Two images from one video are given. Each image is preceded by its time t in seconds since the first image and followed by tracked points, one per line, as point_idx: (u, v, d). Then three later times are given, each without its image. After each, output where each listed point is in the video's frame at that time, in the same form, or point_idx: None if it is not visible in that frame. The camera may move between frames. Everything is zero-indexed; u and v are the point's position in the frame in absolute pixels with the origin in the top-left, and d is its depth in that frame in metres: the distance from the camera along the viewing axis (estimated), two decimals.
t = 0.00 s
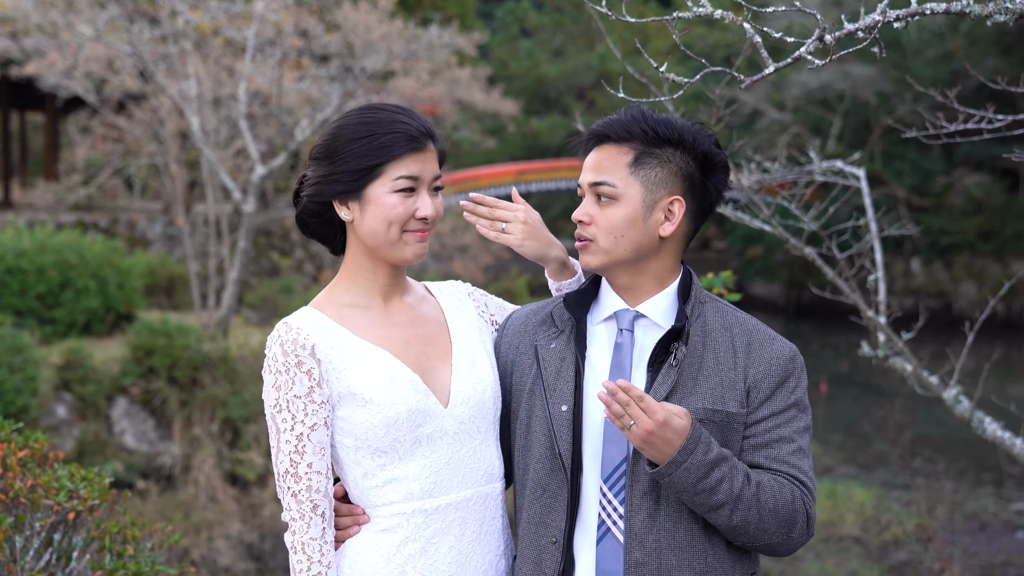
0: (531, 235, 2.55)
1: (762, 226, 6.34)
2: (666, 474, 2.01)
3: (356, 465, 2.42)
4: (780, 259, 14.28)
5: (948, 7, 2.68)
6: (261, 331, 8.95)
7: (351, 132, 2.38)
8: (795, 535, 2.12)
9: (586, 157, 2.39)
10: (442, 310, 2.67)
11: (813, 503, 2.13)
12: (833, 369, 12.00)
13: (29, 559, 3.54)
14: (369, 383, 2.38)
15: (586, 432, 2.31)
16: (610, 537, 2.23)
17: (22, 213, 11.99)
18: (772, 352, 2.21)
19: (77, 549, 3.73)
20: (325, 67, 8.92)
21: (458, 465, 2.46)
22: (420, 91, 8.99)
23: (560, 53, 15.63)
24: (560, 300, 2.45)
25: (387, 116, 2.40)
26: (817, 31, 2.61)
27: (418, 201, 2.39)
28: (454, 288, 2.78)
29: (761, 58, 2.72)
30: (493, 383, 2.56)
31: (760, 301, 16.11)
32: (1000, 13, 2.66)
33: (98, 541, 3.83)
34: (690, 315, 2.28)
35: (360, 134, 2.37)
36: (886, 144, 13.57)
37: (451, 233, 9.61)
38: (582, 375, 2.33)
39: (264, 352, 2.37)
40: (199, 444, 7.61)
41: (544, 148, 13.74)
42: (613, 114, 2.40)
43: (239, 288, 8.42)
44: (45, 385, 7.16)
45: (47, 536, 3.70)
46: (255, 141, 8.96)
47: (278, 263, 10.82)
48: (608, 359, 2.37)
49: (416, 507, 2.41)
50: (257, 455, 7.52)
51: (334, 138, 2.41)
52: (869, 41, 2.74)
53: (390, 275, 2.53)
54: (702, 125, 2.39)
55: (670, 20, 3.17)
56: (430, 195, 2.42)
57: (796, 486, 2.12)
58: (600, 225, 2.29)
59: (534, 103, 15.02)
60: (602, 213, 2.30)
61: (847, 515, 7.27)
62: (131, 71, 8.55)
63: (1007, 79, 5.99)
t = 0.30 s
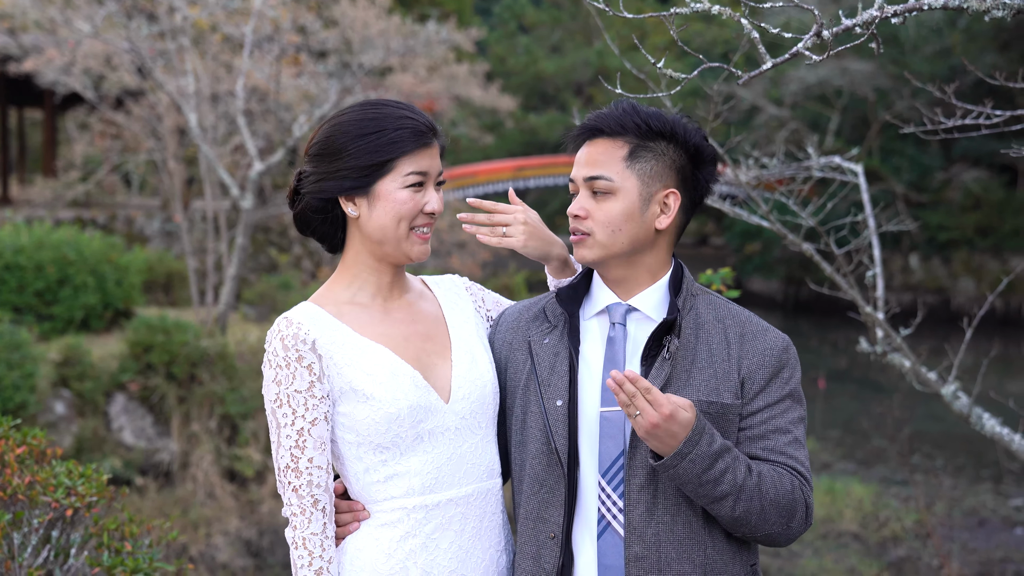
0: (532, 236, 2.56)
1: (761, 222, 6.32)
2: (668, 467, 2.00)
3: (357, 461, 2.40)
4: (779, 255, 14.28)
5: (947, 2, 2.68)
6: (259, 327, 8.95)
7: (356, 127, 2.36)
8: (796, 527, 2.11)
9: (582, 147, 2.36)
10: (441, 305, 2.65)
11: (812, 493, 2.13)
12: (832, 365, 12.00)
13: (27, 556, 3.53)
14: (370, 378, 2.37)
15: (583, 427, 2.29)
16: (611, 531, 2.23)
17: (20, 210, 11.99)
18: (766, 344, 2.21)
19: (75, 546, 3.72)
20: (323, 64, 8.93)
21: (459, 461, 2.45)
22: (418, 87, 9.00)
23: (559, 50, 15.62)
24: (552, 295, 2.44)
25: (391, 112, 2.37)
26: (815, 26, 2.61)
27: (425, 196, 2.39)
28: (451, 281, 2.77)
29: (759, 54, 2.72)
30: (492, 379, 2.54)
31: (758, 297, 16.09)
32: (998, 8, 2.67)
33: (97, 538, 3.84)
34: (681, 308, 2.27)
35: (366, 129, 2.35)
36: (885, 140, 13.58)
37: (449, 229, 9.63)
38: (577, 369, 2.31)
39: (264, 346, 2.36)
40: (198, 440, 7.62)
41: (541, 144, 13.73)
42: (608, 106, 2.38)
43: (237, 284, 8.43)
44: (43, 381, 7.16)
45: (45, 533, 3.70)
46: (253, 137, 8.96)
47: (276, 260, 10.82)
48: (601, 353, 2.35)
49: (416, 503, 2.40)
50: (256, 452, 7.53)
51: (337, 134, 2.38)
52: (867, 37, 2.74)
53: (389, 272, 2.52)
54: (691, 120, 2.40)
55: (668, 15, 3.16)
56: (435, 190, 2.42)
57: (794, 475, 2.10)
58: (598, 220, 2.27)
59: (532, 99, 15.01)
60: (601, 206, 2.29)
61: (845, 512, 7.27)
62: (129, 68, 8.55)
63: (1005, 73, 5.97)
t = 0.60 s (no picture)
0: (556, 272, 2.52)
1: (761, 221, 6.31)
2: (662, 424, 1.95)
3: (360, 458, 2.40)
4: (780, 254, 14.26)
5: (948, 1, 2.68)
6: (259, 325, 8.96)
7: (370, 126, 2.36)
8: (807, 490, 2.03)
9: (592, 146, 2.31)
10: (446, 306, 2.64)
11: (818, 457, 2.06)
12: (833, 364, 11.98)
13: (28, 552, 3.54)
14: (375, 377, 2.38)
15: (584, 426, 2.28)
16: (617, 530, 2.22)
17: (21, 209, 12.02)
18: (761, 329, 2.20)
19: (76, 544, 3.73)
20: (323, 62, 8.93)
21: (461, 461, 2.44)
22: (418, 85, 9.00)
23: (559, 48, 15.62)
24: (547, 296, 2.43)
25: (406, 109, 2.38)
26: (816, 25, 2.60)
27: (439, 195, 2.39)
28: (454, 279, 2.76)
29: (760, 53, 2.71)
30: (495, 381, 2.53)
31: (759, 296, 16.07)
32: (1000, 7, 2.66)
33: (98, 536, 3.85)
34: (678, 301, 2.28)
35: (381, 127, 2.35)
36: (886, 139, 13.55)
37: (449, 228, 9.65)
38: (577, 368, 2.31)
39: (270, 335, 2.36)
40: (198, 439, 7.63)
41: (542, 143, 13.72)
42: (605, 105, 2.33)
43: (237, 283, 8.43)
44: (44, 380, 7.17)
45: (47, 531, 3.70)
46: (253, 136, 8.97)
47: (276, 258, 10.83)
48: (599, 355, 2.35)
49: (419, 502, 2.40)
50: (256, 450, 7.54)
51: (351, 134, 2.37)
52: (869, 36, 2.73)
53: (395, 271, 2.51)
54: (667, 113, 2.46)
55: (668, 14, 3.15)
56: (449, 190, 2.42)
57: (795, 437, 2.05)
58: (631, 222, 2.23)
59: (533, 98, 15.00)
60: (632, 208, 2.24)
61: (846, 511, 7.27)
62: (130, 67, 8.56)
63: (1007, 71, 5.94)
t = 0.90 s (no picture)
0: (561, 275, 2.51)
1: (767, 221, 6.30)
2: (651, 320, 2.03)
3: (373, 462, 2.40)
4: (785, 255, 14.26)
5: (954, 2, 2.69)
6: (265, 326, 8.97)
7: (392, 132, 2.34)
8: (804, 405, 2.00)
9: (623, 159, 2.15)
10: (455, 305, 2.64)
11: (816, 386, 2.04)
12: (838, 364, 11.97)
13: (35, 553, 3.54)
14: (388, 381, 2.37)
15: (595, 426, 2.27)
16: (623, 527, 2.21)
17: (27, 210, 12.04)
18: (757, 306, 2.17)
19: (83, 545, 3.73)
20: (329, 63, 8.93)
21: (473, 463, 2.44)
22: (424, 86, 9.00)
23: (565, 49, 15.61)
24: (557, 294, 2.43)
25: (428, 112, 2.38)
26: (822, 26, 2.60)
27: (454, 208, 2.36)
28: (462, 278, 2.76)
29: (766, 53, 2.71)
30: (505, 380, 2.53)
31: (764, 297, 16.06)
32: (1006, 7, 2.67)
33: (104, 536, 3.87)
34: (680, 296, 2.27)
35: (403, 134, 2.33)
36: (891, 139, 13.54)
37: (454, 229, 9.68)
38: (585, 369, 2.31)
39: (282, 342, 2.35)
40: (204, 439, 7.62)
41: (547, 144, 13.73)
42: (642, 113, 2.17)
43: (243, 283, 8.44)
44: (50, 380, 7.19)
45: (53, 532, 3.70)
46: (259, 137, 8.98)
47: (282, 259, 10.84)
48: (610, 355, 2.34)
49: (431, 503, 2.39)
50: (263, 451, 7.54)
51: (372, 139, 2.36)
52: (875, 36, 2.74)
53: (404, 274, 2.50)
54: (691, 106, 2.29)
55: (674, 15, 3.16)
56: (465, 201, 2.39)
57: (792, 362, 2.05)
58: (660, 244, 2.14)
59: (538, 98, 15.01)
60: (661, 230, 2.14)
61: (852, 512, 7.27)
62: (136, 68, 8.57)
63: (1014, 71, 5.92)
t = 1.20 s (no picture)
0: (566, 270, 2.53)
1: (767, 223, 6.30)
2: (659, 315, 2.04)
3: (372, 462, 2.40)
4: (785, 256, 14.27)
5: (955, 5, 2.70)
6: (265, 327, 8.96)
7: (390, 136, 2.31)
8: (801, 420, 2.00)
9: (632, 165, 2.14)
10: (458, 305, 2.64)
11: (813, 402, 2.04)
12: (838, 366, 11.98)
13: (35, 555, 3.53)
14: (386, 382, 2.38)
15: (595, 428, 2.27)
16: (620, 531, 2.20)
17: (27, 211, 12.04)
18: (758, 313, 2.17)
19: (83, 547, 3.73)
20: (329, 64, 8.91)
21: (472, 463, 2.44)
22: (425, 87, 8.97)
23: (565, 51, 15.61)
24: (558, 298, 2.43)
25: (422, 114, 2.36)
26: (822, 28, 2.61)
27: (443, 217, 2.32)
28: (467, 278, 2.75)
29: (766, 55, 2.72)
30: (507, 380, 2.52)
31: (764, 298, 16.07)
32: (1006, 10, 2.68)
33: (104, 538, 3.86)
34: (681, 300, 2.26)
35: (399, 140, 2.30)
36: (891, 141, 13.55)
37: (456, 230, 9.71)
38: (586, 371, 2.31)
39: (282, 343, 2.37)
40: (204, 440, 7.61)
41: (547, 145, 13.73)
42: (656, 120, 2.18)
43: (243, 285, 8.43)
44: (50, 382, 7.18)
45: (53, 534, 3.69)
46: (259, 138, 8.96)
47: (282, 261, 10.83)
48: (611, 357, 2.34)
49: (429, 504, 2.39)
50: (262, 453, 7.53)
51: (370, 144, 2.33)
52: (876, 38, 2.75)
53: (403, 275, 2.49)
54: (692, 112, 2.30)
55: (676, 17, 3.17)
56: (458, 211, 2.35)
57: (792, 375, 2.05)
58: (669, 251, 2.14)
59: (538, 100, 15.01)
60: (673, 236, 2.14)
61: (851, 514, 7.27)
62: (136, 68, 8.57)
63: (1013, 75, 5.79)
